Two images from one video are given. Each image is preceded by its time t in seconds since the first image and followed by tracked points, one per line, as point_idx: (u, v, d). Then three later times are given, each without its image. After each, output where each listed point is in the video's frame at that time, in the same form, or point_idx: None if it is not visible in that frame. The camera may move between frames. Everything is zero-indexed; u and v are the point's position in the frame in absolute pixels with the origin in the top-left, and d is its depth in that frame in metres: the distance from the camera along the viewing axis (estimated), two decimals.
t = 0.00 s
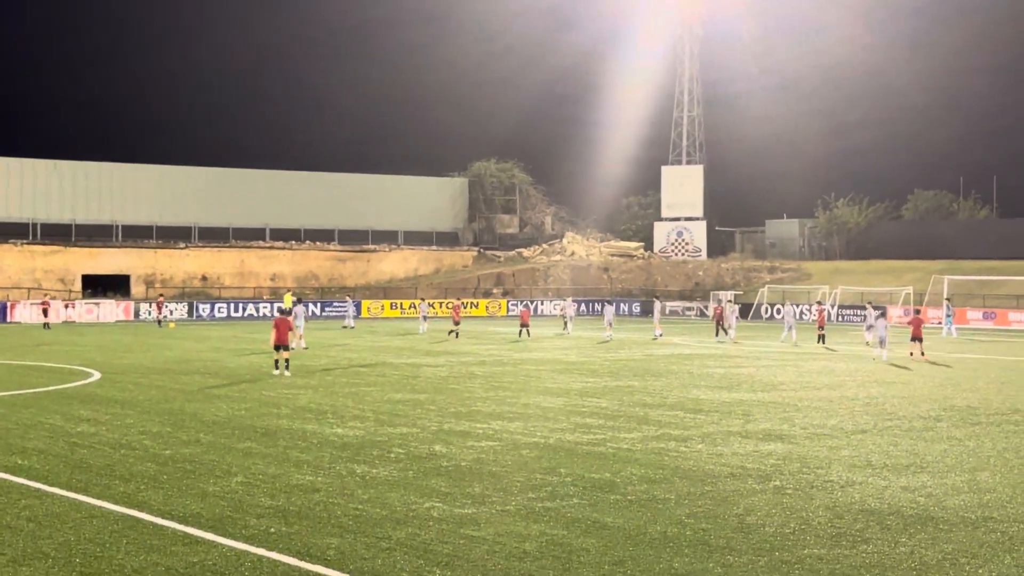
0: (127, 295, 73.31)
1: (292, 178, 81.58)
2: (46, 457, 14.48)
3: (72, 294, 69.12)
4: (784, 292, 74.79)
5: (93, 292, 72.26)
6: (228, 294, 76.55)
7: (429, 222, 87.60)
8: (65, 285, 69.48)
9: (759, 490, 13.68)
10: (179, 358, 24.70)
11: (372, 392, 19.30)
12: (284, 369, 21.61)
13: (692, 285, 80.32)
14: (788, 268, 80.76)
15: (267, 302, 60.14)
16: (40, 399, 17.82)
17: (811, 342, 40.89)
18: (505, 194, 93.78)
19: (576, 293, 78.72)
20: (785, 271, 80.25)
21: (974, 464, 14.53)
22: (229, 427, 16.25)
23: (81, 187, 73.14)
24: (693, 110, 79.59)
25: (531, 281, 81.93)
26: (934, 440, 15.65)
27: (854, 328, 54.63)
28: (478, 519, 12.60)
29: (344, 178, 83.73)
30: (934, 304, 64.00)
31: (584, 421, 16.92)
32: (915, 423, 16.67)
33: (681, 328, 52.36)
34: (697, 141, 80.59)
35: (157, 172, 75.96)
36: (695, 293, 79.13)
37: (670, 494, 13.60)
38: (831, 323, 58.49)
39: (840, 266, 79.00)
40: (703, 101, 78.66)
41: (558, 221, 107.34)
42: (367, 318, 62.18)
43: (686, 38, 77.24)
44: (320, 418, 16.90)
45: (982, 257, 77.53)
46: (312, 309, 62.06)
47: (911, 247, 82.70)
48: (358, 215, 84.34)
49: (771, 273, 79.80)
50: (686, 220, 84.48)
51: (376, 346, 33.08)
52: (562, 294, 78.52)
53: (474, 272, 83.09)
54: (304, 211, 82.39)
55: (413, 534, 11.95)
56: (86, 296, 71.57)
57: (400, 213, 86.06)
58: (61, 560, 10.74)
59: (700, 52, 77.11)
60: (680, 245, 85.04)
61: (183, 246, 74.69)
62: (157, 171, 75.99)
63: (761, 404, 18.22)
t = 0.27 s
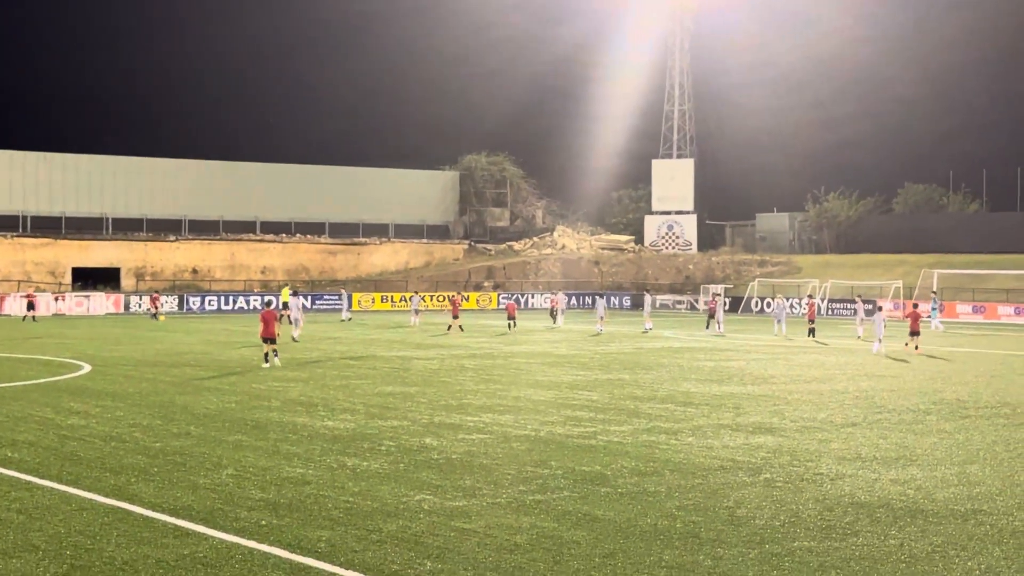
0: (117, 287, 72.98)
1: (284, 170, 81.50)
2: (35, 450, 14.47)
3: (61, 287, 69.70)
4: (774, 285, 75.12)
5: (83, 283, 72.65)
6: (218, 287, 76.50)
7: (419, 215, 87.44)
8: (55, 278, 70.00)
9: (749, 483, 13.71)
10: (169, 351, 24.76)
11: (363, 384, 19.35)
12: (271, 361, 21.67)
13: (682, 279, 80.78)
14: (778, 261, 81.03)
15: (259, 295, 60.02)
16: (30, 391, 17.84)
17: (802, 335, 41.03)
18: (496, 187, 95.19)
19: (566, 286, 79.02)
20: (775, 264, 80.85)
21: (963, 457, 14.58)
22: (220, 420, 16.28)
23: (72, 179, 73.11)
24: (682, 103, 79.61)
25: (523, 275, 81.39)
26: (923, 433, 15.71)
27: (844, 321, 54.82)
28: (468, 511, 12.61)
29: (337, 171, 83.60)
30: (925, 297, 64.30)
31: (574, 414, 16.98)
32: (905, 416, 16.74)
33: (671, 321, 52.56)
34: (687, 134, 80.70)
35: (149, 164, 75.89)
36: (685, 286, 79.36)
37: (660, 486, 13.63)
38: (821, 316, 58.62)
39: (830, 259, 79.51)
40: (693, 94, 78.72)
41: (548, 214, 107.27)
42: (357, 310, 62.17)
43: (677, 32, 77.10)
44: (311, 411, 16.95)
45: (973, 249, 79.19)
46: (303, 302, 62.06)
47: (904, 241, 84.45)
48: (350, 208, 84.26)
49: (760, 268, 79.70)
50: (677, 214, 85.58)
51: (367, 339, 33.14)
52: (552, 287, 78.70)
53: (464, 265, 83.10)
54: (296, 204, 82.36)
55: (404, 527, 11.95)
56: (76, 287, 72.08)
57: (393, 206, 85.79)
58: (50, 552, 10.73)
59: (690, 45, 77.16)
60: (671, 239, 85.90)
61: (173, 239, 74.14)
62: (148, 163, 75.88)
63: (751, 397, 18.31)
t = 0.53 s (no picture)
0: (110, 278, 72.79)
1: (277, 162, 81.48)
2: (28, 441, 14.46)
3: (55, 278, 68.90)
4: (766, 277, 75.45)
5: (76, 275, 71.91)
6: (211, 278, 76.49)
7: (412, 207, 87.79)
8: (48, 269, 69.35)
9: (742, 475, 13.73)
10: (163, 342, 24.76)
11: (356, 376, 19.37)
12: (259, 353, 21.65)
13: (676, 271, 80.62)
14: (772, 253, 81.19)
15: (251, 286, 59.89)
16: (22, 382, 17.82)
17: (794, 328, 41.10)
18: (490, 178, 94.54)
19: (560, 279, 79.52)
20: (768, 257, 81.31)
21: (956, 449, 14.62)
22: (213, 411, 16.28)
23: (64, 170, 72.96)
24: (676, 96, 79.51)
25: (516, 267, 82.35)
26: (916, 426, 15.75)
27: (836, 314, 54.93)
28: (461, 503, 12.61)
29: (330, 163, 83.70)
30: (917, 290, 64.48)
31: (567, 406, 17.02)
32: (898, 408, 16.79)
33: (663, 314, 52.68)
34: (682, 126, 80.67)
35: (141, 155, 75.82)
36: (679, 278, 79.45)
37: (653, 478, 13.64)
38: (815, 309, 58.72)
39: (823, 252, 79.79)
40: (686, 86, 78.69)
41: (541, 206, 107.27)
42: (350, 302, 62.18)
43: (671, 24, 76.89)
44: (304, 402, 16.97)
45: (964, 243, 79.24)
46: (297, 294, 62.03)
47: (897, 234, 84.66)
48: (343, 199, 84.36)
49: (754, 260, 80.21)
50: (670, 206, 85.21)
51: (360, 331, 33.14)
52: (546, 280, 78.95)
53: (458, 257, 83.24)
54: (289, 195, 82.33)
55: (397, 518, 11.94)
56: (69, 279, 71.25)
57: (385, 198, 86.06)
58: (43, 544, 10.72)
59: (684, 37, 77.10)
60: (665, 231, 85.56)
61: (168, 230, 74.51)
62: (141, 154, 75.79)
63: (744, 389, 18.36)
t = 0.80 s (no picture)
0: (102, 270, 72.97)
1: (271, 153, 81.35)
2: (19, 431, 14.42)
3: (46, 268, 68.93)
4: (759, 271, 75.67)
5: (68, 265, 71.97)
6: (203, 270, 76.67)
7: (406, 199, 87.84)
8: (39, 260, 69.29)
9: (735, 468, 13.72)
10: (154, 333, 24.75)
11: (348, 368, 19.39)
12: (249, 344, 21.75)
13: (668, 264, 81.84)
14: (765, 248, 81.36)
15: (244, 277, 59.78)
16: (13, 372, 17.80)
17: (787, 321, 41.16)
18: (483, 171, 95.90)
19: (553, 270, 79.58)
20: (761, 250, 81.71)
21: (948, 443, 14.64)
22: (205, 402, 16.29)
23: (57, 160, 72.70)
24: (669, 89, 79.46)
25: (509, 258, 81.81)
26: (908, 419, 15.78)
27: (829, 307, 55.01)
28: (453, 494, 12.57)
29: (323, 155, 83.57)
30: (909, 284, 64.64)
31: (559, 399, 17.05)
32: (890, 401, 16.83)
33: (655, 307, 52.81)
34: (675, 120, 80.76)
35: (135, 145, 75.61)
36: (672, 272, 79.63)
37: (645, 471, 13.62)
38: (807, 302, 58.78)
39: (815, 246, 80.08)
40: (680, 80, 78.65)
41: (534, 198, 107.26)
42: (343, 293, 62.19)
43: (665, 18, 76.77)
44: (296, 394, 16.98)
45: (957, 237, 79.81)
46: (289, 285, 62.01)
47: (890, 229, 85.17)
48: (336, 191, 84.52)
49: (747, 252, 81.52)
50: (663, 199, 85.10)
51: (353, 322, 33.13)
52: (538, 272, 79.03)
53: (450, 249, 83.21)
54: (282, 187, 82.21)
55: (389, 510, 11.89)
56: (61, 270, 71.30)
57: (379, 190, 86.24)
58: (33, 535, 10.67)
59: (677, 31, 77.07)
60: (658, 224, 85.46)
61: (160, 221, 74.60)
62: (134, 145, 75.60)
63: (735, 382, 18.42)
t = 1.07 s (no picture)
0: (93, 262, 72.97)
1: (263, 146, 81.21)
2: (9, 424, 14.40)
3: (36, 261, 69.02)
4: (749, 266, 75.84)
5: (59, 257, 72.05)
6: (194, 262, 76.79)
7: (398, 192, 87.82)
8: (30, 252, 69.40)
9: (724, 462, 13.73)
10: (144, 325, 24.76)
11: (339, 361, 19.41)
12: (236, 337, 22.03)
13: (659, 258, 82.22)
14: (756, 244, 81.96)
15: (235, 270, 59.72)
16: (3, 364, 17.80)
17: (776, 315, 41.29)
18: (474, 164, 94.29)
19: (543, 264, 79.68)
20: (752, 246, 81.99)
21: (937, 437, 14.69)
22: (196, 395, 16.29)
23: (48, 153, 72.62)
24: (661, 83, 79.30)
25: (500, 253, 82.46)
26: (897, 413, 15.84)
27: (819, 301, 55.17)
28: (443, 488, 12.55)
29: (315, 147, 83.42)
30: (900, 279, 64.82)
31: (549, 392, 17.10)
32: (879, 396, 16.90)
33: (646, 301, 52.91)
34: (666, 114, 80.69)
35: (126, 138, 75.52)
36: (663, 266, 79.71)
37: (636, 464, 13.64)
38: (798, 297, 58.90)
39: (807, 242, 80.68)
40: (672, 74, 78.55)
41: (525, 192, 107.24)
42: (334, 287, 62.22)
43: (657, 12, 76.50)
44: (287, 387, 17.01)
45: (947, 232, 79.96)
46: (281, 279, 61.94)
47: (880, 224, 85.23)
48: (328, 184, 84.42)
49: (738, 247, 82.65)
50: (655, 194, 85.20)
51: (344, 315, 33.13)
52: (529, 266, 79.16)
53: (441, 243, 83.23)
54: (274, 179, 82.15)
55: (379, 502, 11.86)
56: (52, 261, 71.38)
57: (371, 183, 86.14)
58: (22, 527, 10.64)
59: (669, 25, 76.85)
60: (650, 219, 85.31)
61: (151, 214, 74.29)
62: (125, 137, 75.52)
63: (726, 376, 18.49)
